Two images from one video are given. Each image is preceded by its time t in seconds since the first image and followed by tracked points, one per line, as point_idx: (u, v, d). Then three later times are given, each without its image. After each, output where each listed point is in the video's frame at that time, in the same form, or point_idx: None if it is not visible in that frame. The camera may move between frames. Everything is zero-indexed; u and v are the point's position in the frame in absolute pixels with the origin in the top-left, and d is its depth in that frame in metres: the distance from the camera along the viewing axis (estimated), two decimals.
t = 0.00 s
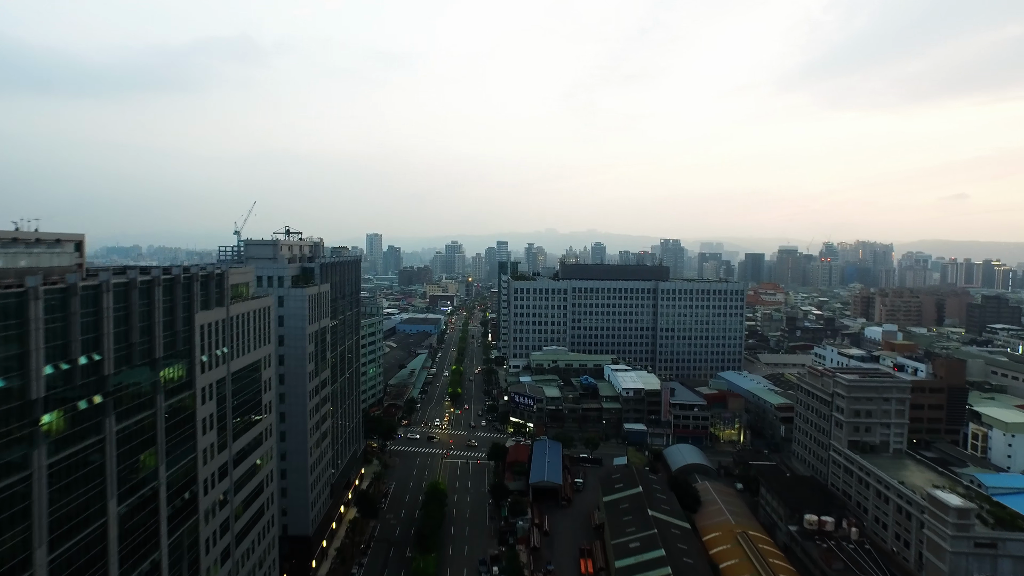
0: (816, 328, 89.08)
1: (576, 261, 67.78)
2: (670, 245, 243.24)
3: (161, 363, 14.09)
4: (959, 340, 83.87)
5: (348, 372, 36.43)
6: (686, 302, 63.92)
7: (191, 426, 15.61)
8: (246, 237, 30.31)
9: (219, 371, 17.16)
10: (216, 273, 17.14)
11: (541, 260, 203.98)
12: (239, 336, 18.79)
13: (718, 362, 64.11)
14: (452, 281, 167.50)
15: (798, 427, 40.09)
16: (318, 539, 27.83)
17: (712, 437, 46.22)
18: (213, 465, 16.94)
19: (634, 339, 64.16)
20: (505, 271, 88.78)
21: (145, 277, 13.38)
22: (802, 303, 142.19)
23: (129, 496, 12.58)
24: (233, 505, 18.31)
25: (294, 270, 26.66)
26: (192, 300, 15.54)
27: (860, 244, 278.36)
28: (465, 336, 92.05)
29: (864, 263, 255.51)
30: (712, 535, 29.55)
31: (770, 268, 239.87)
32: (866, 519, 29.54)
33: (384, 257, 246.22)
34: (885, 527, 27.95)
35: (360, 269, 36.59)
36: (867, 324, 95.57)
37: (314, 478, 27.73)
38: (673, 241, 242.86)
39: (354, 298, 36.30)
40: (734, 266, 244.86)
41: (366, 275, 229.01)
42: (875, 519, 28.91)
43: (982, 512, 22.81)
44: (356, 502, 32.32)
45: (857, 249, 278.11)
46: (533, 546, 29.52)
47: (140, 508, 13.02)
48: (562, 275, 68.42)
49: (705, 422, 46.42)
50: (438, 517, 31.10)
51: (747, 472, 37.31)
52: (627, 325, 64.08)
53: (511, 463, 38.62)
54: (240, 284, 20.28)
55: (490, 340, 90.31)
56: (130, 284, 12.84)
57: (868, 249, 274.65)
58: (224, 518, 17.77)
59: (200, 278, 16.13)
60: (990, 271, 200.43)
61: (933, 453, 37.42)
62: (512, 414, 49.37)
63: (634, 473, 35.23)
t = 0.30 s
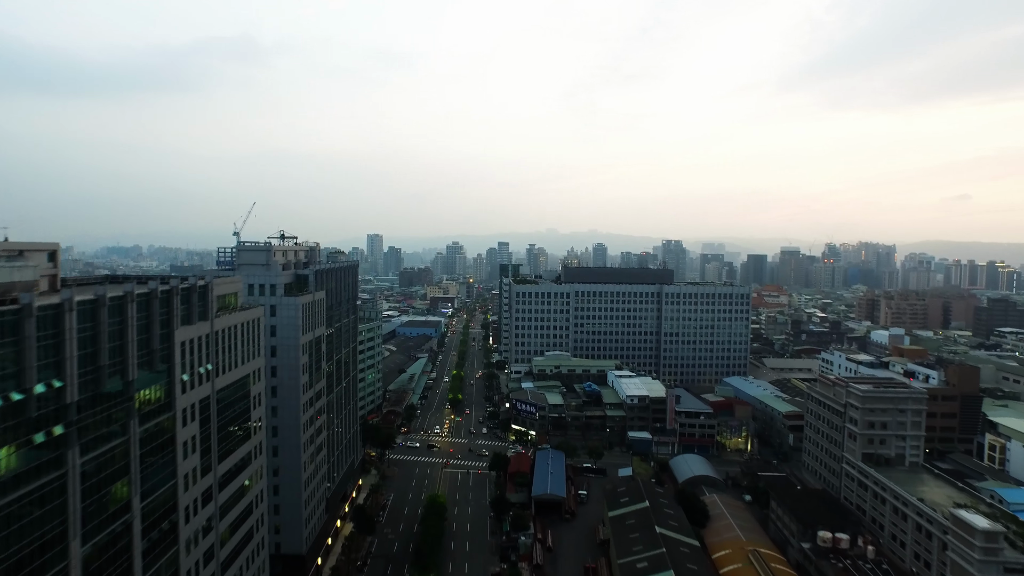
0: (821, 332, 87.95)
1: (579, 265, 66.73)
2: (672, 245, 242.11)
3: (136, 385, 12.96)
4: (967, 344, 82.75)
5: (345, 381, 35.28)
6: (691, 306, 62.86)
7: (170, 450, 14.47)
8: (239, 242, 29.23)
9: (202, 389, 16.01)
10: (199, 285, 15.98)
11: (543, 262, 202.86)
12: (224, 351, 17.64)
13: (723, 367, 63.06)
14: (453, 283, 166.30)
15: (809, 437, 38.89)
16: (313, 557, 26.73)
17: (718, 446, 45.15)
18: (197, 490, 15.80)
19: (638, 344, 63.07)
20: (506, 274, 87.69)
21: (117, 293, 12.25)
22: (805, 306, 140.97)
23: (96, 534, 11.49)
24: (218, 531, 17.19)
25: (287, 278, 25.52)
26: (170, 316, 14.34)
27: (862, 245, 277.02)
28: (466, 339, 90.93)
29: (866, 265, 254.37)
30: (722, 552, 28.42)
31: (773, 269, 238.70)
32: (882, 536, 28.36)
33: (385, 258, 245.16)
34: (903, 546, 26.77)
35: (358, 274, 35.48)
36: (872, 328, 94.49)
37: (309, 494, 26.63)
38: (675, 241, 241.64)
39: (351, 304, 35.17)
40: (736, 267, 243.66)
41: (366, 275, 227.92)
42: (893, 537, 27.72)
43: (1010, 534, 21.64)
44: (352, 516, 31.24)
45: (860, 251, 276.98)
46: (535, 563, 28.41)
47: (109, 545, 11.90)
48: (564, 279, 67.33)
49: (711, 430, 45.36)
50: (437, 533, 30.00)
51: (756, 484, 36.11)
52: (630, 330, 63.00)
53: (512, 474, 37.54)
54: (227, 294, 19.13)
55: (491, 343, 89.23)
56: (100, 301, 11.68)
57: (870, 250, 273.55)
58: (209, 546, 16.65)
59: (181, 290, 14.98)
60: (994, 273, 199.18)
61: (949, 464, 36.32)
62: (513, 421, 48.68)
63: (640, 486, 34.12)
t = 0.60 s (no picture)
0: (830, 336, 86.64)
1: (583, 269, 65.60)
2: (676, 247, 240.62)
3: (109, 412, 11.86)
4: (979, 348, 81.35)
5: (344, 391, 34.22)
6: (697, 310, 61.70)
7: (149, 480, 13.35)
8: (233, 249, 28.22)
9: (185, 412, 14.87)
10: (182, 299, 14.84)
11: (546, 263, 201.56)
12: (212, 368, 16.54)
13: (731, 373, 61.94)
14: (456, 285, 165.18)
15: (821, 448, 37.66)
16: None
17: (728, 455, 43.97)
18: (179, 520, 14.70)
19: (644, 349, 61.91)
20: (509, 277, 86.61)
21: (85, 313, 11.07)
22: (812, 309, 139.37)
23: None
24: (204, 561, 16.10)
25: (282, 287, 24.48)
26: (147, 335, 13.21)
27: (868, 246, 275.00)
28: (469, 343, 89.83)
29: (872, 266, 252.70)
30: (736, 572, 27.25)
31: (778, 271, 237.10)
32: (903, 555, 27.12)
33: (387, 260, 244.13)
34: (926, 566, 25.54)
35: (358, 281, 34.41)
36: (881, 332, 93.03)
37: (305, 511, 25.56)
38: (679, 243, 240.26)
39: (350, 312, 34.11)
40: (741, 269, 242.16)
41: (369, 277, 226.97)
42: (914, 557, 26.47)
43: None
44: (351, 533, 30.14)
45: (865, 252, 275.30)
46: None
47: None
48: (568, 282, 66.21)
49: (720, 439, 44.18)
50: (438, 550, 28.88)
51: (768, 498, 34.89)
52: (636, 335, 61.84)
53: (516, 486, 36.44)
54: (215, 306, 18.03)
55: (494, 347, 88.14)
56: (65, 323, 10.56)
57: (876, 251, 271.82)
58: None
59: (161, 306, 13.85)
60: (1001, 274, 197.33)
61: (968, 477, 35.06)
62: (517, 430, 47.54)
63: (649, 500, 32.99)
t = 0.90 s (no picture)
0: (839, 340, 85.22)
1: (589, 273, 64.44)
2: (681, 248, 239.03)
3: (79, 446, 10.71)
4: (992, 352, 79.84)
5: (343, 402, 33.19)
6: (706, 315, 60.55)
7: (126, 515, 12.20)
8: (228, 257, 27.17)
9: (168, 438, 13.76)
10: (162, 317, 13.74)
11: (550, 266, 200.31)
12: (197, 389, 15.44)
13: (739, 379, 60.80)
14: (460, 288, 164.13)
15: (837, 459, 36.39)
16: None
17: (739, 466, 42.78)
18: (161, 554, 13.61)
19: (651, 355, 60.77)
20: (514, 281, 85.54)
21: (47, 339, 9.96)
22: (820, 311, 137.83)
23: None
24: None
25: (278, 298, 23.46)
26: (123, 358, 12.09)
27: (875, 247, 272.95)
28: (473, 347, 88.77)
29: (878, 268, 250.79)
30: None
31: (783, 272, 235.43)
32: None
33: (391, 262, 243.24)
34: None
35: (358, 289, 33.39)
36: (891, 336, 91.64)
37: (302, 531, 24.45)
38: (684, 244, 238.80)
39: (351, 321, 33.10)
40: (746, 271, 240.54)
41: (373, 279, 225.97)
42: None
43: None
44: (350, 551, 29.06)
45: (871, 253, 273.44)
46: None
47: None
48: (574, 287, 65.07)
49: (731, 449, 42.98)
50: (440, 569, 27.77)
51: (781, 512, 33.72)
52: (643, 340, 60.68)
53: (522, 500, 35.34)
54: (202, 321, 16.95)
55: (499, 352, 87.07)
56: (25, 350, 9.42)
57: (882, 252, 269.72)
58: None
59: (139, 326, 12.73)
60: (1010, 276, 195.26)
61: (991, 491, 33.71)
62: (523, 439, 46.54)
63: (659, 517, 31.86)
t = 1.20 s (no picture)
0: (848, 344, 83.85)
1: (595, 277, 63.33)
2: (686, 250, 237.58)
3: (39, 485, 9.66)
4: (1005, 357, 78.32)
5: (342, 414, 32.16)
6: (714, 320, 59.42)
7: (96, 556, 11.11)
8: (223, 265, 26.21)
9: (147, 468, 12.67)
10: (139, 338, 12.62)
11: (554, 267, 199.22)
12: (180, 413, 14.32)
13: (748, 385, 59.67)
14: (464, 289, 163.09)
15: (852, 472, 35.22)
16: None
17: (750, 477, 41.63)
18: None
19: (658, 360, 59.63)
20: (518, 285, 84.51)
21: None
22: (827, 314, 136.25)
23: None
24: None
25: (272, 309, 22.38)
26: (95, 385, 11.03)
27: (881, 248, 270.97)
28: (476, 351, 87.74)
29: (885, 269, 248.78)
30: None
31: (789, 273, 233.60)
32: None
33: (394, 264, 242.32)
34: None
35: (359, 296, 32.32)
36: (901, 340, 90.15)
37: (297, 553, 23.38)
38: (689, 245, 237.32)
39: (351, 329, 32.02)
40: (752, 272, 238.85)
41: (377, 281, 225.02)
42: None
43: None
44: (349, 569, 27.99)
45: (877, 254, 271.39)
46: None
47: None
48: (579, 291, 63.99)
49: (742, 459, 41.84)
50: None
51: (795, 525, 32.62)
52: (650, 346, 59.54)
53: (527, 513, 34.27)
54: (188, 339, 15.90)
55: (503, 356, 86.02)
56: None
57: (888, 253, 267.60)
58: None
59: (112, 349, 11.66)
60: (1019, 277, 193.14)
61: (1015, 506, 32.44)
62: (528, 448, 45.51)
63: (670, 533, 30.75)
